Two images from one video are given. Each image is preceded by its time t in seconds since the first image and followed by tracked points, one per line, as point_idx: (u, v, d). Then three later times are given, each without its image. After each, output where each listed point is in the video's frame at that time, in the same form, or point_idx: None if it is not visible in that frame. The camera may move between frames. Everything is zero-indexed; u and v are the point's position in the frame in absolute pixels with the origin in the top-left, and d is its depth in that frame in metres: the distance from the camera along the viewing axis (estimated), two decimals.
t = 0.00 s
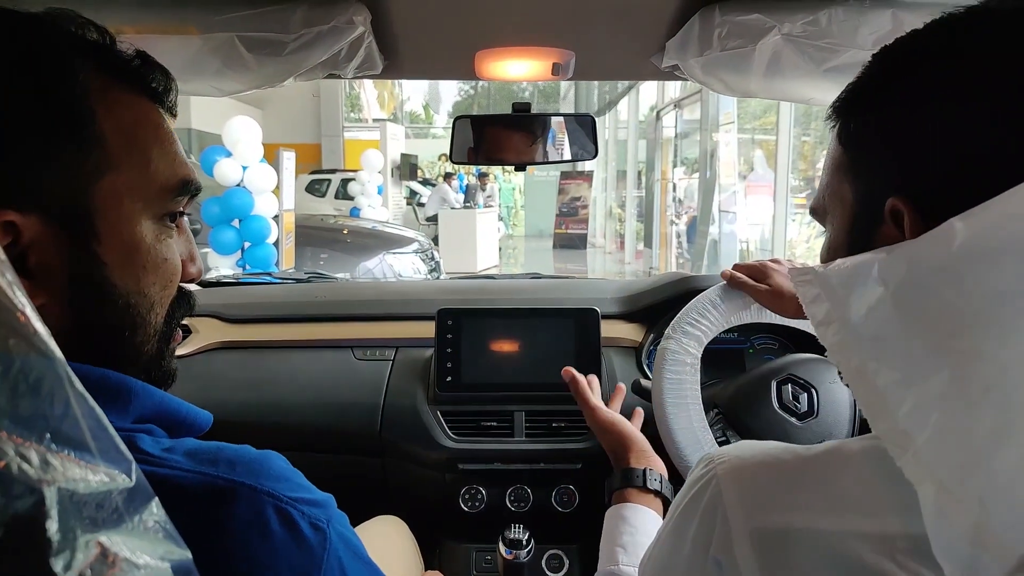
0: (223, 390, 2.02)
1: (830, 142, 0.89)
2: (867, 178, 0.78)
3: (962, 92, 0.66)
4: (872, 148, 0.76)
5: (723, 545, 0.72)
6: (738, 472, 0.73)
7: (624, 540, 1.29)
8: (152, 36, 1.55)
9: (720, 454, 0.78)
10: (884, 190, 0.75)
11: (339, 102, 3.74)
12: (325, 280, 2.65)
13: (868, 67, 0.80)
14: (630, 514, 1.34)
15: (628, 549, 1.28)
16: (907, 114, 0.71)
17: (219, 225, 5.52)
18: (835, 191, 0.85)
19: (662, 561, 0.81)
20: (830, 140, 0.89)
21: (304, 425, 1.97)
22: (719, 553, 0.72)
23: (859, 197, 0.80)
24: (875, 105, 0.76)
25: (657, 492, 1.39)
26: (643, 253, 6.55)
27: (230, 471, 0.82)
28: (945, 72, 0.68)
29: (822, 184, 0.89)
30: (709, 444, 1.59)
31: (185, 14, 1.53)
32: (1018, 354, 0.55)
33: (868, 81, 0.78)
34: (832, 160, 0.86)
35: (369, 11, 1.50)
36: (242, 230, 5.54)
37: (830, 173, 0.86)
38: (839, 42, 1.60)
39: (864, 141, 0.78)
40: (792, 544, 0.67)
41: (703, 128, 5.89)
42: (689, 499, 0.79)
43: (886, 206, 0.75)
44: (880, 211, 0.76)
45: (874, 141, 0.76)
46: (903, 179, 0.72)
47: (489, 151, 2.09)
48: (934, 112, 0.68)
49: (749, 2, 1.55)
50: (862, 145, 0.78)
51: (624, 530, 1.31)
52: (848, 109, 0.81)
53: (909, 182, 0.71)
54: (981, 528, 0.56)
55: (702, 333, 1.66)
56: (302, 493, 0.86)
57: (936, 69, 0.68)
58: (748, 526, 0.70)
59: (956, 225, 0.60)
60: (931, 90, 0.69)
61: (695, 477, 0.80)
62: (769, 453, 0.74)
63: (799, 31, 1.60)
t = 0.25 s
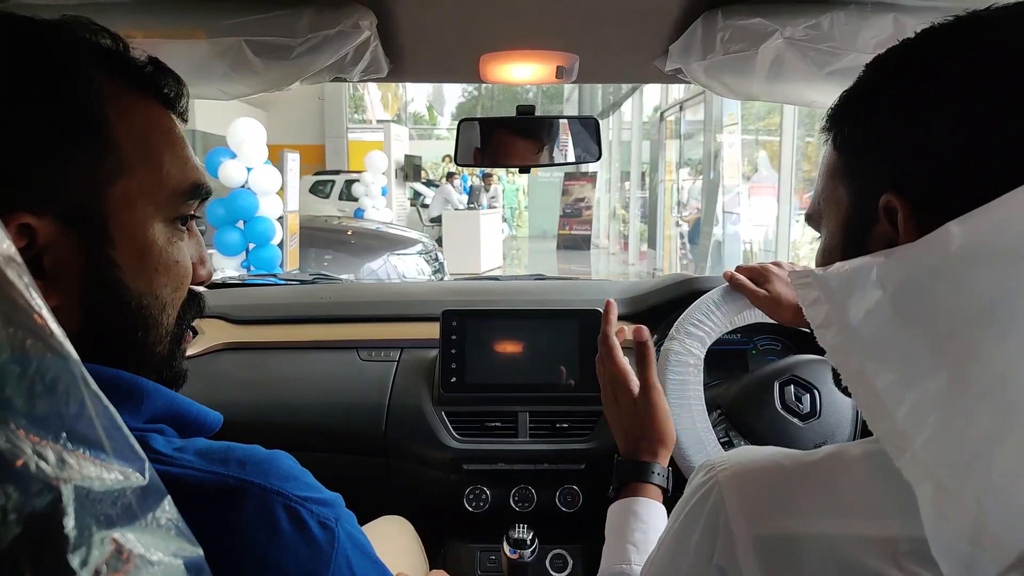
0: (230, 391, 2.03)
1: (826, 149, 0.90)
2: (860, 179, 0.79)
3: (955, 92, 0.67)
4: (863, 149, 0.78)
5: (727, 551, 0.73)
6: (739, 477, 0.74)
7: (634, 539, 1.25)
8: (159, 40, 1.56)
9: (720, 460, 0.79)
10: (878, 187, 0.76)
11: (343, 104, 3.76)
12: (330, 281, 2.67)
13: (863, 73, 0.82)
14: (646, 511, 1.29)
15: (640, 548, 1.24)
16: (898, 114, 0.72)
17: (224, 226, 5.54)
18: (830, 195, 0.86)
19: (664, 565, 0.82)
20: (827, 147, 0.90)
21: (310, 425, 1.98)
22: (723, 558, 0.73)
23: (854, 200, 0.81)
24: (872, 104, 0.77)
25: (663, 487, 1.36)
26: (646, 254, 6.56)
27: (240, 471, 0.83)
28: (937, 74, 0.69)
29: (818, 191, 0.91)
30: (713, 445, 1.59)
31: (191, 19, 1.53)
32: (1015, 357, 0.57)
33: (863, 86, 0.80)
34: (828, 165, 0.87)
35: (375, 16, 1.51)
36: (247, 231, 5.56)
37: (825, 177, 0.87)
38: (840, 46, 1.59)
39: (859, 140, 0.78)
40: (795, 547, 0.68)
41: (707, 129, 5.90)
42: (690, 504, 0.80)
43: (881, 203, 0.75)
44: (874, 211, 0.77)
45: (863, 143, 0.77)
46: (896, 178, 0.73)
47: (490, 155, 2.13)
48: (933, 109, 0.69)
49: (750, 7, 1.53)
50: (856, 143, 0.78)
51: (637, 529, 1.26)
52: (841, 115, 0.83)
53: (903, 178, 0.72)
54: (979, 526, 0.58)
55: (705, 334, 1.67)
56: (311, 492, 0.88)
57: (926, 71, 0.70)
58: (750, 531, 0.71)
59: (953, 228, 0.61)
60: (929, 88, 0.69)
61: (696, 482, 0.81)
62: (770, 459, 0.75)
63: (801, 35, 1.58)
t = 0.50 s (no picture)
0: (233, 391, 2.04)
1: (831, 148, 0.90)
2: (869, 177, 0.78)
3: (981, 93, 0.66)
4: (875, 147, 0.77)
5: (732, 552, 0.73)
6: (742, 477, 0.75)
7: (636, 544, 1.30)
8: (164, 41, 1.57)
9: (723, 459, 0.79)
10: (887, 186, 0.76)
11: (346, 105, 3.77)
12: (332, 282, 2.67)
13: (873, 70, 0.81)
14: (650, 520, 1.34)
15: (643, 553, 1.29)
16: (916, 113, 0.71)
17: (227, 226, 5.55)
18: (835, 192, 0.85)
19: (667, 564, 0.83)
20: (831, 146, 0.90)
21: (313, 425, 1.99)
22: (728, 557, 0.74)
23: (861, 197, 0.80)
24: (878, 105, 0.77)
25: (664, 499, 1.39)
26: (649, 254, 6.57)
27: (244, 469, 0.83)
28: (956, 73, 0.68)
29: (822, 188, 0.90)
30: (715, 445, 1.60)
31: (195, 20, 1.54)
32: (1015, 358, 0.57)
33: (869, 86, 0.80)
34: (833, 162, 0.86)
35: (378, 17, 1.52)
36: (250, 231, 5.57)
37: (830, 175, 0.86)
38: (842, 49, 1.58)
39: (866, 140, 0.78)
40: (798, 548, 0.69)
41: (710, 129, 5.90)
42: (693, 503, 0.80)
43: (891, 202, 0.75)
44: (886, 210, 0.76)
45: (875, 140, 0.77)
46: (906, 177, 0.72)
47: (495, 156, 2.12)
48: (943, 108, 0.69)
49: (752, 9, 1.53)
50: (863, 143, 0.78)
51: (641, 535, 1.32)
52: (849, 113, 0.82)
53: (914, 176, 0.72)
54: (978, 526, 0.58)
55: (707, 335, 1.67)
56: (314, 491, 0.88)
57: (946, 70, 0.69)
58: (754, 530, 0.72)
59: (953, 230, 0.61)
60: (938, 87, 0.70)
61: (698, 483, 0.82)
62: (772, 458, 0.75)
63: (803, 37, 1.57)
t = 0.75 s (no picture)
0: (233, 391, 2.04)
1: (831, 141, 0.89)
2: (876, 173, 0.77)
3: (996, 93, 0.65)
4: (881, 144, 0.76)
5: (727, 545, 0.74)
6: (739, 473, 0.75)
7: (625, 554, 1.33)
8: (165, 41, 1.57)
9: (721, 456, 0.80)
10: (895, 185, 0.74)
11: (348, 105, 3.77)
12: (334, 282, 2.67)
13: (873, 67, 0.80)
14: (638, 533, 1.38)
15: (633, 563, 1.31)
16: (928, 109, 0.70)
17: (229, 227, 5.56)
18: (838, 186, 0.84)
19: (665, 559, 0.83)
20: (831, 139, 0.89)
21: (314, 425, 1.99)
22: (723, 553, 0.74)
23: (866, 192, 0.79)
24: (883, 101, 0.76)
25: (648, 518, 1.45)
26: (650, 255, 6.57)
27: (244, 469, 0.83)
28: (963, 69, 0.68)
29: (823, 183, 0.88)
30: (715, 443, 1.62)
31: (196, 21, 1.54)
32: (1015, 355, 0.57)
33: (868, 84, 0.79)
34: (834, 155, 0.85)
35: (378, 16, 1.52)
36: (252, 232, 5.57)
37: (833, 168, 0.85)
38: (843, 47, 1.58)
39: (872, 138, 0.77)
40: (795, 541, 0.68)
41: (712, 129, 5.90)
42: (691, 498, 0.81)
43: (901, 200, 0.73)
44: (893, 208, 0.75)
45: (884, 136, 0.75)
46: (915, 175, 0.71)
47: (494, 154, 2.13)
48: (953, 104, 0.68)
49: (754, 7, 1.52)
50: (869, 142, 0.77)
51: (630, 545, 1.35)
52: (852, 107, 0.81)
53: (925, 174, 0.70)
54: (978, 525, 0.58)
55: (709, 334, 1.66)
56: (314, 491, 0.87)
57: (959, 65, 0.68)
58: (750, 524, 0.71)
59: (954, 226, 0.61)
60: (946, 84, 0.69)
61: (696, 479, 0.82)
62: (769, 454, 0.75)
63: (804, 35, 1.57)
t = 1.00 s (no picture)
0: (233, 392, 2.04)
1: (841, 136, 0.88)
2: (890, 171, 0.77)
3: (1004, 97, 0.65)
4: (894, 145, 0.76)
5: (728, 547, 0.73)
6: (739, 475, 0.75)
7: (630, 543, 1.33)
8: (164, 42, 1.57)
9: (721, 457, 0.80)
10: (905, 187, 0.75)
11: (349, 106, 3.77)
12: (334, 283, 2.68)
13: (889, 65, 0.80)
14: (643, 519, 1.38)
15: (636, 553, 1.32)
16: (944, 109, 0.70)
17: (230, 228, 5.56)
18: (849, 183, 0.84)
19: (670, 560, 0.84)
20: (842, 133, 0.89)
21: (314, 426, 1.99)
22: (724, 555, 0.74)
23: (878, 189, 0.79)
24: (897, 101, 0.76)
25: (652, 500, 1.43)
26: (651, 256, 6.57)
27: (237, 470, 0.83)
28: (975, 72, 0.68)
29: (829, 176, 0.89)
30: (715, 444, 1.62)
31: (195, 22, 1.54)
32: (1011, 357, 0.57)
33: (883, 82, 0.80)
34: (845, 150, 0.85)
35: (377, 17, 1.52)
36: (252, 233, 5.57)
37: (843, 164, 0.85)
38: (842, 49, 1.58)
39: (885, 138, 0.78)
40: (793, 543, 0.68)
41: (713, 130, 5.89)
42: (693, 498, 0.81)
43: (909, 202, 0.74)
44: (907, 207, 0.75)
45: (903, 133, 0.75)
46: (925, 178, 0.72)
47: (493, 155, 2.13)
48: (962, 108, 0.68)
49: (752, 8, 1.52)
50: (883, 141, 0.78)
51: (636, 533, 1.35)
52: (869, 102, 0.81)
53: (932, 178, 0.71)
54: (976, 526, 0.58)
55: (709, 335, 1.67)
56: (308, 492, 0.88)
57: (971, 68, 0.68)
58: (751, 527, 0.71)
59: (950, 229, 0.61)
60: (959, 86, 0.69)
61: (697, 481, 0.82)
62: (769, 455, 0.75)
63: (803, 37, 1.56)
